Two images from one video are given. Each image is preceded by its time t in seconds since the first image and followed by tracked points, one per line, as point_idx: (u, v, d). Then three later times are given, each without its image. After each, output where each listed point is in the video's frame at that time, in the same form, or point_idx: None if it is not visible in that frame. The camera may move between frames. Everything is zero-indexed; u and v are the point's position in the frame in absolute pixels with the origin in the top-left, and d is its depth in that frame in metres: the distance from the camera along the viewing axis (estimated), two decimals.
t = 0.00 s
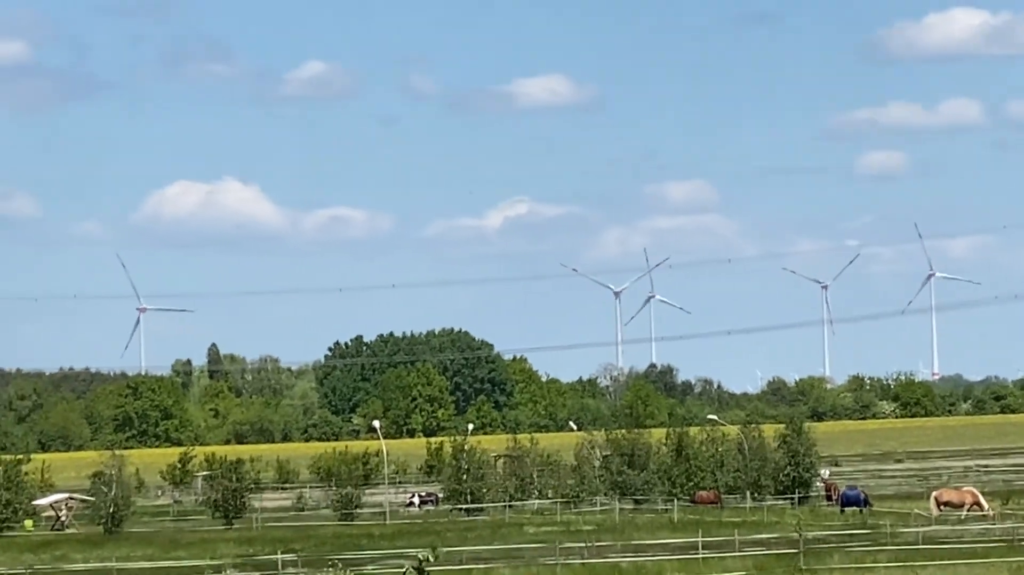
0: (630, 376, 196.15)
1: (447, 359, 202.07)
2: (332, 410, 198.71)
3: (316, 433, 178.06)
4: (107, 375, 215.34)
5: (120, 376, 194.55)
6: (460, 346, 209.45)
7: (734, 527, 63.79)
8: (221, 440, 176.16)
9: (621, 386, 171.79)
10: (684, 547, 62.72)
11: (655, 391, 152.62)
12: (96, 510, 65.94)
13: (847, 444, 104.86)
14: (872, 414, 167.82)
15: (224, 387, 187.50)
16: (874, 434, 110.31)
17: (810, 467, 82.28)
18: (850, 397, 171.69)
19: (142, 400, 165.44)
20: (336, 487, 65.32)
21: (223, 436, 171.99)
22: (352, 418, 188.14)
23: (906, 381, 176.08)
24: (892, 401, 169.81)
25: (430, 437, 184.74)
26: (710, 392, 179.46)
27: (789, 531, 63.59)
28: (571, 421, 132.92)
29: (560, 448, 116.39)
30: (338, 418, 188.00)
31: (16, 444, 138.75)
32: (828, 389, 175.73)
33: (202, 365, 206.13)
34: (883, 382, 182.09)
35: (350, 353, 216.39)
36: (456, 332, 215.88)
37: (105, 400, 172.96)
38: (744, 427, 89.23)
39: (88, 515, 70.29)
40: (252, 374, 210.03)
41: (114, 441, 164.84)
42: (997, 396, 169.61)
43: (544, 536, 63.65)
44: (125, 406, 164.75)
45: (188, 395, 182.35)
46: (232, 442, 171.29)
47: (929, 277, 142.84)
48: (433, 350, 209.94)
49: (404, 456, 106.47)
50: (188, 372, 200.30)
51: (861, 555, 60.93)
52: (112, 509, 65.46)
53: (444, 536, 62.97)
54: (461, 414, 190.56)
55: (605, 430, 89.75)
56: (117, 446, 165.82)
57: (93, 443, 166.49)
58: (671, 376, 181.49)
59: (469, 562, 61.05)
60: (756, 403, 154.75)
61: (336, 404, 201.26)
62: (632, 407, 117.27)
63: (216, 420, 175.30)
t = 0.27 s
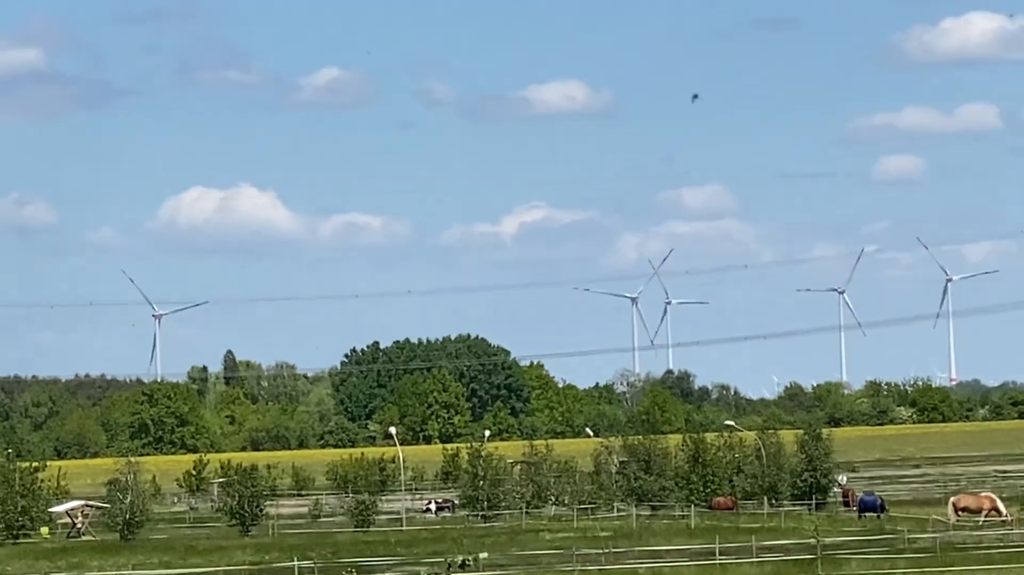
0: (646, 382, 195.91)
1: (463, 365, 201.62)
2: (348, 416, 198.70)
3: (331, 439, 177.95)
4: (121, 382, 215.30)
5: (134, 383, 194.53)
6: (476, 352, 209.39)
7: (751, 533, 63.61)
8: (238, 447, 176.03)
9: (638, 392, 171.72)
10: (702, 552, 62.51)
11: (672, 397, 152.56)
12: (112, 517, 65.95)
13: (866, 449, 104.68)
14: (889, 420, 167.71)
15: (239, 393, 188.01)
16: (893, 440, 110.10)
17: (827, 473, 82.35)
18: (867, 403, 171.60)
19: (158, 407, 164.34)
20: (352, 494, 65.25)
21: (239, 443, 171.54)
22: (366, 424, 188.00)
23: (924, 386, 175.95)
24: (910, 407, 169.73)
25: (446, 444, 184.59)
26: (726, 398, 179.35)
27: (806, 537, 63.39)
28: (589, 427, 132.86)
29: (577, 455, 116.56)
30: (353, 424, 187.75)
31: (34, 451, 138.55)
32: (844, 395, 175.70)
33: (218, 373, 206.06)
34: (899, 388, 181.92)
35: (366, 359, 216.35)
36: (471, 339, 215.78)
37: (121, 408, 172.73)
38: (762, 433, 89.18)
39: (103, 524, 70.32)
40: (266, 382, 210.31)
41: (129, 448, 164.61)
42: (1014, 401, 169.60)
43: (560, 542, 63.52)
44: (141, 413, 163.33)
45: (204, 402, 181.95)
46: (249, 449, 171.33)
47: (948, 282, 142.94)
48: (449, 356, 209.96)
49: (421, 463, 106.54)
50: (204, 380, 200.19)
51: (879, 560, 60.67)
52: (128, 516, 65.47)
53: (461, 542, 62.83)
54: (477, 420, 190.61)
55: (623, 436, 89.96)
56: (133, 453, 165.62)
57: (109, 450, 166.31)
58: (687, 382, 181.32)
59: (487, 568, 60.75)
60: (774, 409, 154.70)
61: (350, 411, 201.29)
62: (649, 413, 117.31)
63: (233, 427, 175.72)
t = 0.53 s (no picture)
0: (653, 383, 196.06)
1: (472, 367, 201.61)
2: (358, 418, 198.97)
3: (340, 441, 178.22)
4: (129, 384, 215.61)
5: (142, 385, 194.83)
6: (484, 353, 209.54)
7: (759, 533, 63.69)
8: (247, 449, 176.28)
9: (646, 394, 171.89)
10: (711, 553, 62.61)
11: (681, 398, 152.67)
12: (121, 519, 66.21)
13: (875, 449, 104.67)
14: (897, 420, 167.84)
15: (247, 395, 188.24)
16: (902, 441, 110.08)
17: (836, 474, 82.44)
18: (875, 403, 171.67)
19: (167, 410, 164.77)
20: (361, 496, 65.39)
21: (248, 444, 171.69)
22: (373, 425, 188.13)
23: (932, 387, 176.00)
24: (918, 408, 169.81)
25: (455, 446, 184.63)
26: (734, 399, 179.47)
27: (814, 538, 63.44)
28: (599, 428, 133.06)
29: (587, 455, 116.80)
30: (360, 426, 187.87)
31: (43, 454, 138.76)
32: (852, 395, 175.80)
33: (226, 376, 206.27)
34: (907, 388, 182.02)
35: (374, 361, 216.61)
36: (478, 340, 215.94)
37: (131, 410, 173.00)
38: (770, 434, 89.30)
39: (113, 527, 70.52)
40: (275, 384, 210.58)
41: (138, 450, 164.90)
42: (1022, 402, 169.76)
43: (569, 543, 63.62)
44: (149, 415, 163.81)
45: (212, 405, 182.19)
46: (258, 450, 171.58)
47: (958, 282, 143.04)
48: (458, 358, 210.15)
49: (430, 464, 106.73)
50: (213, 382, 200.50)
51: (887, 561, 60.68)
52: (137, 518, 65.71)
53: (470, 544, 62.91)
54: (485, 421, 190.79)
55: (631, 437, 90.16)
56: (143, 455, 165.88)
57: (118, 453, 166.58)
58: (696, 383, 181.46)
59: (497, 569, 60.81)
60: (783, 411, 154.78)
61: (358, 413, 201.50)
62: (658, 415, 117.44)
63: (242, 429, 176.29)
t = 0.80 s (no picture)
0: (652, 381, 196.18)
1: (472, 365, 201.56)
2: (358, 416, 199.04)
3: (339, 439, 178.28)
4: (127, 382, 215.53)
5: (141, 384, 194.78)
6: (484, 351, 209.61)
7: (759, 530, 63.74)
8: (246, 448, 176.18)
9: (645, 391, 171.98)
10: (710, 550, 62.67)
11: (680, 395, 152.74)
12: (120, 517, 66.37)
13: (872, 447, 104.86)
14: (896, 417, 167.95)
15: (246, 393, 188.02)
16: (900, 438, 110.25)
17: (836, 472, 82.50)
18: (873, 401, 171.72)
19: (167, 408, 164.86)
20: (360, 494, 65.46)
21: (247, 443, 171.53)
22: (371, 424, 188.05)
23: (931, 385, 176.08)
24: (916, 406, 169.97)
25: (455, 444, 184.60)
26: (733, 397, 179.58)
27: (814, 535, 63.49)
28: (598, 427, 133.12)
29: (586, 453, 116.93)
30: (358, 424, 187.81)
31: (43, 451, 138.63)
32: (850, 392, 175.97)
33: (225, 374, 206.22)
34: (905, 385, 182.18)
35: (373, 359, 216.62)
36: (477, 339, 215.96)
37: (130, 409, 172.87)
38: (770, 431, 89.41)
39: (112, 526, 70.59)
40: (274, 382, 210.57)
41: (137, 448, 164.95)
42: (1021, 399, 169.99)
43: (569, 541, 63.65)
44: (149, 414, 163.76)
45: (211, 403, 182.10)
46: (258, 448, 171.60)
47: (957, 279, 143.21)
48: (457, 356, 210.22)
49: (430, 462, 106.76)
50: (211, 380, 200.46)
51: (886, 558, 60.69)
52: (136, 516, 65.85)
53: (470, 542, 62.94)
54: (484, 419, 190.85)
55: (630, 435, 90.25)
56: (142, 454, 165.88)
57: (118, 452, 166.43)
58: (695, 381, 181.50)
59: (497, 567, 60.77)
60: (782, 408, 154.91)
61: (357, 410, 201.51)
62: (658, 412, 117.51)
63: (241, 428, 176.12)
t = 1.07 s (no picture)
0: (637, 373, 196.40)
1: (457, 356, 201.68)
2: (342, 409, 199.15)
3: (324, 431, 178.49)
4: (115, 375, 215.44)
5: (126, 377, 194.76)
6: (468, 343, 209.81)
7: (743, 522, 63.87)
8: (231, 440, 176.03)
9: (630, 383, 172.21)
10: (695, 542, 62.78)
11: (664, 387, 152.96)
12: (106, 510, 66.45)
13: (856, 439, 105.07)
14: (880, 409, 168.23)
15: (231, 386, 187.61)
16: (884, 429, 110.48)
17: (821, 463, 82.70)
18: (857, 392, 171.95)
19: (151, 400, 165.06)
20: (346, 486, 65.52)
21: (232, 436, 171.44)
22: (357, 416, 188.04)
23: (915, 377, 176.36)
24: (899, 398, 170.27)
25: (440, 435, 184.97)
26: (717, 388, 179.81)
27: (799, 526, 63.59)
28: (584, 418, 133.36)
29: (572, 445, 117.13)
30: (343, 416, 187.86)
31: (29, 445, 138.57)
32: (834, 383, 176.29)
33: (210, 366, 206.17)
34: (890, 376, 182.47)
35: (358, 352, 216.70)
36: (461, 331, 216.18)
37: (114, 401, 172.83)
38: (755, 423, 89.63)
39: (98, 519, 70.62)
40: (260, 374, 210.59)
41: (122, 442, 165.02)
42: (1005, 390, 170.43)
43: (553, 532, 63.69)
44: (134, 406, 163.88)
45: (196, 396, 182.02)
46: (242, 442, 171.59)
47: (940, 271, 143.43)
48: (441, 348, 210.39)
49: (416, 455, 106.88)
50: (196, 372, 200.40)
51: (870, 550, 60.74)
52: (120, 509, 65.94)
53: (455, 534, 62.93)
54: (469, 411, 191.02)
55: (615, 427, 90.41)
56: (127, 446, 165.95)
57: (101, 444, 166.53)
58: (679, 372, 181.65)
59: (481, 560, 60.74)
60: (765, 400, 155.19)
61: (343, 403, 201.59)
62: (643, 404, 117.65)
63: (227, 420, 175.69)
